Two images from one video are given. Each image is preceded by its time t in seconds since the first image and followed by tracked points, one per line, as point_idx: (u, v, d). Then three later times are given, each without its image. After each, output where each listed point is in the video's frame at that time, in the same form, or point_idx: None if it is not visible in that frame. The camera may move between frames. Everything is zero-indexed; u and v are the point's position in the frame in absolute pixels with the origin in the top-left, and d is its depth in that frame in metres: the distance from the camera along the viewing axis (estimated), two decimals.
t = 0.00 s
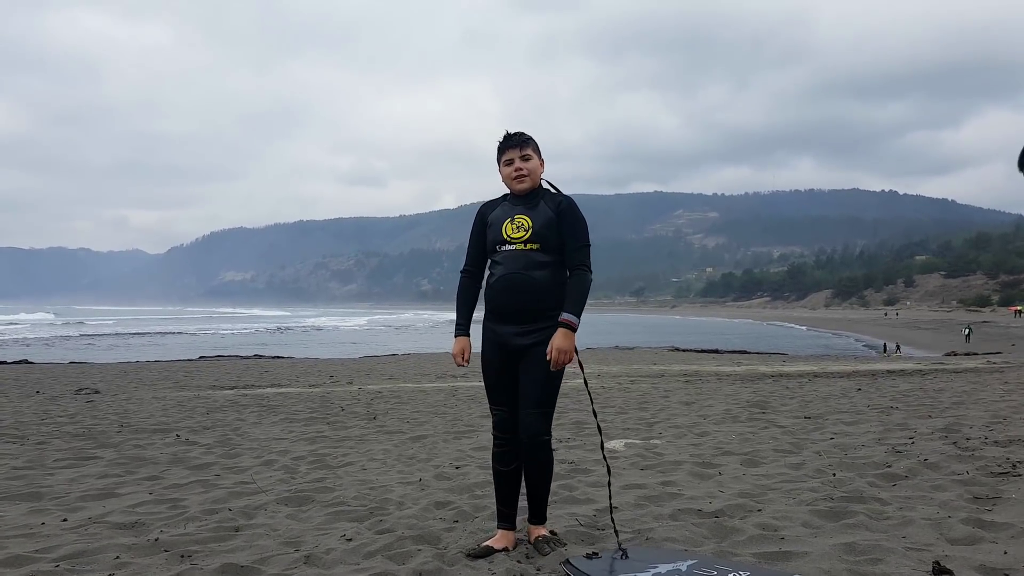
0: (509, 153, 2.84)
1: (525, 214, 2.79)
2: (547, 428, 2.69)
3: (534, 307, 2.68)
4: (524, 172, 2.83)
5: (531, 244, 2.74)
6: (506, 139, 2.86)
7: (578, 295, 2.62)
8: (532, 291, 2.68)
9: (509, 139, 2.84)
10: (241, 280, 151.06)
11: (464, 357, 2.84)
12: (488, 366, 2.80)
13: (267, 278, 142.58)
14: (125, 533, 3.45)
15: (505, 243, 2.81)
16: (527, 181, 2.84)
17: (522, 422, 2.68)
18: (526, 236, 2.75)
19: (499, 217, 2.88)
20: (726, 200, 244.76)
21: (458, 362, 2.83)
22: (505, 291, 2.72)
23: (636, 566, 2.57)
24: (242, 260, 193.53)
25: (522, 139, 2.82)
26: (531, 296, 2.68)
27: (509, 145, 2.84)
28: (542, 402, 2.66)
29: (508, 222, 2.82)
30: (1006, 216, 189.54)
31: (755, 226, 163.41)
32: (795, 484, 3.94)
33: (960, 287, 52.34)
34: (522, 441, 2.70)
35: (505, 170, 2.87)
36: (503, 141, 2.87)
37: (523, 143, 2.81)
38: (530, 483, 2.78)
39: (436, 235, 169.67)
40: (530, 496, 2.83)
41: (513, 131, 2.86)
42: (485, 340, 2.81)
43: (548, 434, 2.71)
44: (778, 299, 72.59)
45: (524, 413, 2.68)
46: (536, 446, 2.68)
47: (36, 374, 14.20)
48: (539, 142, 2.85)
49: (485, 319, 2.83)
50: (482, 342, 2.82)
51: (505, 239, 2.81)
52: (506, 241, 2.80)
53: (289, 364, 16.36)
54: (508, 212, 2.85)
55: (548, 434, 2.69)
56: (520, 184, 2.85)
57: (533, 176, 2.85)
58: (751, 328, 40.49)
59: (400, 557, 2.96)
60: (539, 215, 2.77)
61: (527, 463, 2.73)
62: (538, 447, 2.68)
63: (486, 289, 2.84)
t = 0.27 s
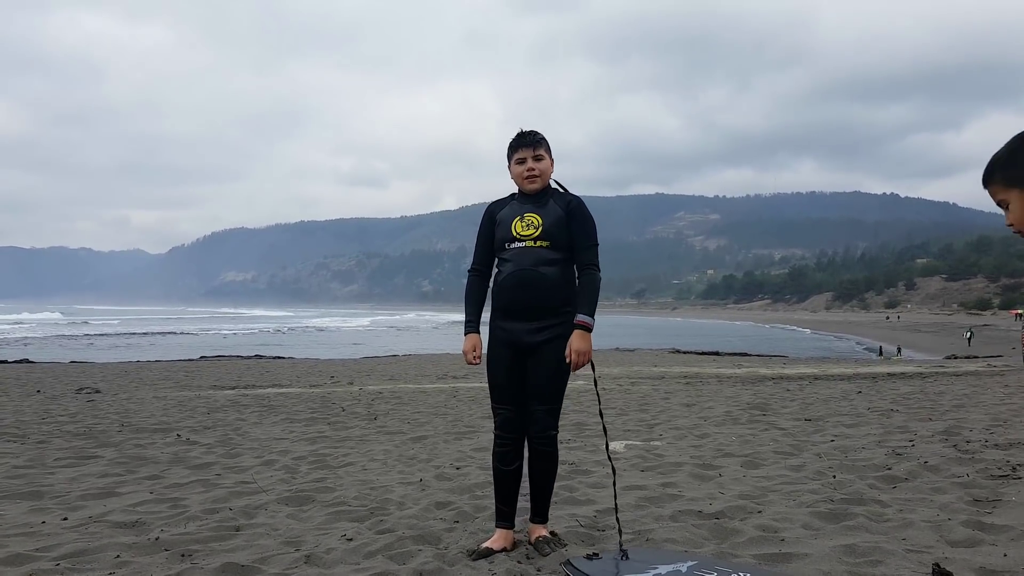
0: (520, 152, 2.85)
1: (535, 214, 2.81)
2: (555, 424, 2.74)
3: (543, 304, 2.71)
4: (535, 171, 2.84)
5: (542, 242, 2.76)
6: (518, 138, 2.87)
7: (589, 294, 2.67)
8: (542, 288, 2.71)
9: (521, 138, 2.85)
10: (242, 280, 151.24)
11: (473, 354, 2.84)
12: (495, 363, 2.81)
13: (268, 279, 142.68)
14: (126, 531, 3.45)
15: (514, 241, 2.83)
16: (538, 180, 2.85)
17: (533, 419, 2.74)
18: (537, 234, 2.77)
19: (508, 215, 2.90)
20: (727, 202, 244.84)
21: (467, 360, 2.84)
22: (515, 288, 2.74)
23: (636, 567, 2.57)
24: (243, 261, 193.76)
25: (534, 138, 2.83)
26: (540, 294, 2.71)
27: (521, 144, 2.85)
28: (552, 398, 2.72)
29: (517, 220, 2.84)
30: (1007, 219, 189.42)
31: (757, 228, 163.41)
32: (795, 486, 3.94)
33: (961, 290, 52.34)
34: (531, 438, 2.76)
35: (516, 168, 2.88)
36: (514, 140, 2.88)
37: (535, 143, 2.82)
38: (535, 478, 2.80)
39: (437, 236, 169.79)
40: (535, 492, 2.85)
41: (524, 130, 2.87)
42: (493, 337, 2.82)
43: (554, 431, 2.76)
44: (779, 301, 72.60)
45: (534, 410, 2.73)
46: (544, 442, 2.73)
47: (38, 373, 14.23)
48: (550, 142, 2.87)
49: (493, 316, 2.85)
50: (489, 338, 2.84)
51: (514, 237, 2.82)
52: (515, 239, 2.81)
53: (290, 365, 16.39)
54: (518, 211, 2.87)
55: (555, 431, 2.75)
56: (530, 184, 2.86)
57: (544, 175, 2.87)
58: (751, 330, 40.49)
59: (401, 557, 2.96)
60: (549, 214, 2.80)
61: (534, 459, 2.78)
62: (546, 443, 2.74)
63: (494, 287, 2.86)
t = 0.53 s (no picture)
0: (525, 153, 2.85)
1: (541, 215, 2.82)
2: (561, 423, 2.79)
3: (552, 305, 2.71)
4: (540, 172, 2.84)
5: (548, 244, 2.77)
6: (523, 138, 2.86)
7: (601, 297, 2.73)
8: (550, 289, 2.71)
9: (527, 139, 2.85)
10: (246, 279, 151.51)
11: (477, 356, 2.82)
12: (501, 365, 2.79)
13: (272, 278, 142.97)
14: (130, 529, 3.46)
15: (520, 242, 2.81)
16: (542, 181, 2.86)
17: (539, 419, 2.78)
18: (544, 235, 2.77)
19: (513, 215, 2.88)
20: (730, 202, 244.43)
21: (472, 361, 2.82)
22: (522, 290, 2.73)
23: (640, 566, 2.57)
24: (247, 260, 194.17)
25: (538, 140, 2.83)
26: (548, 295, 2.71)
27: (526, 145, 2.84)
28: (557, 399, 2.76)
29: (523, 220, 2.83)
30: (1012, 219, 188.71)
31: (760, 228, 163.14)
32: (800, 486, 3.92)
33: (965, 290, 52.18)
34: (537, 437, 2.80)
35: (520, 170, 2.87)
36: (519, 140, 2.88)
37: (540, 144, 2.82)
38: (538, 477, 2.83)
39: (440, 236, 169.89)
40: (537, 490, 2.87)
41: (529, 131, 2.86)
42: (498, 337, 2.80)
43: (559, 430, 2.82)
44: (783, 301, 72.48)
45: (543, 409, 2.77)
46: (550, 441, 2.79)
47: (41, 372, 14.26)
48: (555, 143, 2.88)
49: (498, 319, 2.83)
50: (494, 339, 2.83)
51: (520, 238, 2.81)
52: (522, 240, 2.80)
53: (293, 364, 16.43)
54: (523, 212, 2.86)
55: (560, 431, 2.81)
56: (536, 184, 2.85)
57: (548, 176, 2.88)
58: (754, 330, 40.42)
59: (404, 556, 2.96)
60: (556, 216, 2.81)
61: (538, 458, 2.82)
62: (551, 442, 2.79)
63: (499, 287, 2.85)
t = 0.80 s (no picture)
0: (527, 152, 2.84)
1: (545, 212, 2.82)
2: (563, 420, 2.82)
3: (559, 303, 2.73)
4: (543, 170, 2.84)
5: (553, 242, 2.77)
6: (524, 137, 2.86)
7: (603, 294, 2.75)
8: (555, 287, 2.72)
9: (529, 137, 2.84)
10: (247, 278, 151.57)
11: (480, 355, 2.83)
12: (506, 364, 2.80)
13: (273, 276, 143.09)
14: (132, 527, 3.47)
15: (525, 240, 2.81)
16: (545, 180, 2.86)
17: (542, 416, 2.80)
18: (549, 233, 2.78)
19: (516, 214, 2.88)
20: (731, 199, 244.30)
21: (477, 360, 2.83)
22: (528, 288, 2.74)
23: (642, 563, 2.58)
24: (248, 258, 194.20)
25: (541, 138, 2.83)
26: (554, 293, 2.72)
27: (529, 144, 2.84)
28: (561, 395, 2.78)
29: (527, 218, 2.83)
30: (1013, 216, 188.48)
31: (761, 226, 163.04)
32: (801, 484, 3.93)
33: (966, 288, 52.15)
34: (540, 435, 2.82)
35: (523, 167, 2.87)
36: (520, 138, 2.87)
37: (543, 143, 2.82)
38: (539, 473, 2.86)
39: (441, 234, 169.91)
40: (538, 486, 2.90)
41: (532, 129, 2.86)
42: (502, 336, 2.80)
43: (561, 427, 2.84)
44: (784, 299, 72.47)
45: (547, 406, 2.79)
46: (553, 438, 2.81)
47: (43, 370, 14.28)
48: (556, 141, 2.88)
49: (502, 317, 2.83)
50: (499, 336, 2.83)
51: (525, 236, 2.81)
52: (527, 238, 2.80)
53: (294, 361, 16.44)
54: (525, 210, 2.86)
55: (563, 427, 2.83)
56: (538, 183, 2.85)
57: (550, 174, 2.88)
58: (756, 328, 40.40)
59: (406, 553, 2.97)
60: (560, 213, 2.82)
61: (539, 455, 2.84)
62: (553, 439, 2.82)
63: (503, 286, 2.84)
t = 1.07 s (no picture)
0: (522, 149, 2.85)
1: (539, 209, 2.83)
2: (559, 418, 2.82)
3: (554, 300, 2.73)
4: (539, 168, 2.85)
5: (548, 238, 2.78)
6: (521, 135, 2.86)
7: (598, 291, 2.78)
8: (551, 284, 2.73)
9: (524, 135, 2.85)
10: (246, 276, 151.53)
11: (473, 350, 2.81)
12: (499, 360, 2.79)
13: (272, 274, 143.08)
14: (131, 525, 3.47)
15: (519, 236, 2.81)
16: (540, 177, 2.87)
17: (538, 415, 2.81)
18: (544, 229, 2.79)
19: (509, 211, 2.87)
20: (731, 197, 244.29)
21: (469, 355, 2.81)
22: (523, 284, 2.73)
23: (642, 561, 2.58)
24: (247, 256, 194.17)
25: (535, 137, 2.85)
26: (549, 289, 2.73)
27: (524, 142, 2.85)
28: (557, 393, 2.79)
29: (521, 215, 2.84)
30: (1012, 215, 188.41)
31: (761, 224, 163.01)
32: (801, 481, 3.93)
33: (966, 287, 52.14)
34: (537, 433, 2.83)
35: (517, 165, 2.87)
36: (515, 137, 2.88)
37: (538, 142, 2.84)
38: (537, 471, 2.86)
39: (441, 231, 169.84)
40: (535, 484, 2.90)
41: (526, 127, 2.87)
42: (496, 333, 2.79)
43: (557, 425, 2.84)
44: (783, 297, 72.48)
45: (543, 404, 2.80)
46: (549, 436, 2.81)
47: (42, 367, 14.28)
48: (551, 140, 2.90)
49: (495, 314, 2.82)
50: (493, 333, 2.81)
51: (520, 232, 2.81)
52: (520, 234, 2.80)
53: (294, 359, 16.44)
54: (519, 207, 2.86)
55: (558, 424, 2.84)
56: (533, 181, 2.86)
57: (545, 173, 2.89)
58: (755, 326, 40.44)
59: (406, 550, 2.97)
60: (554, 210, 2.83)
61: (536, 452, 2.85)
62: (550, 437, 2.82)
63: (497, 282, 2.84)
